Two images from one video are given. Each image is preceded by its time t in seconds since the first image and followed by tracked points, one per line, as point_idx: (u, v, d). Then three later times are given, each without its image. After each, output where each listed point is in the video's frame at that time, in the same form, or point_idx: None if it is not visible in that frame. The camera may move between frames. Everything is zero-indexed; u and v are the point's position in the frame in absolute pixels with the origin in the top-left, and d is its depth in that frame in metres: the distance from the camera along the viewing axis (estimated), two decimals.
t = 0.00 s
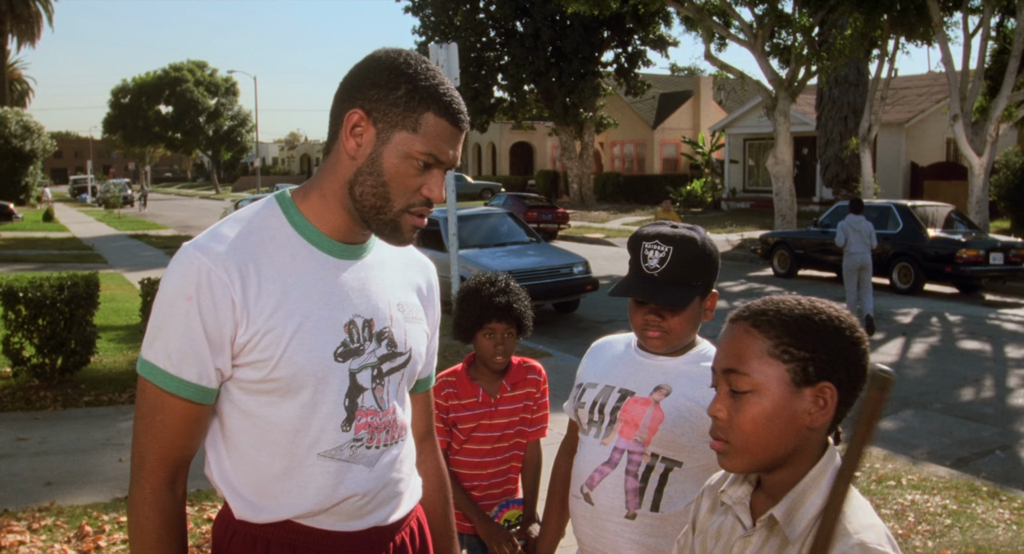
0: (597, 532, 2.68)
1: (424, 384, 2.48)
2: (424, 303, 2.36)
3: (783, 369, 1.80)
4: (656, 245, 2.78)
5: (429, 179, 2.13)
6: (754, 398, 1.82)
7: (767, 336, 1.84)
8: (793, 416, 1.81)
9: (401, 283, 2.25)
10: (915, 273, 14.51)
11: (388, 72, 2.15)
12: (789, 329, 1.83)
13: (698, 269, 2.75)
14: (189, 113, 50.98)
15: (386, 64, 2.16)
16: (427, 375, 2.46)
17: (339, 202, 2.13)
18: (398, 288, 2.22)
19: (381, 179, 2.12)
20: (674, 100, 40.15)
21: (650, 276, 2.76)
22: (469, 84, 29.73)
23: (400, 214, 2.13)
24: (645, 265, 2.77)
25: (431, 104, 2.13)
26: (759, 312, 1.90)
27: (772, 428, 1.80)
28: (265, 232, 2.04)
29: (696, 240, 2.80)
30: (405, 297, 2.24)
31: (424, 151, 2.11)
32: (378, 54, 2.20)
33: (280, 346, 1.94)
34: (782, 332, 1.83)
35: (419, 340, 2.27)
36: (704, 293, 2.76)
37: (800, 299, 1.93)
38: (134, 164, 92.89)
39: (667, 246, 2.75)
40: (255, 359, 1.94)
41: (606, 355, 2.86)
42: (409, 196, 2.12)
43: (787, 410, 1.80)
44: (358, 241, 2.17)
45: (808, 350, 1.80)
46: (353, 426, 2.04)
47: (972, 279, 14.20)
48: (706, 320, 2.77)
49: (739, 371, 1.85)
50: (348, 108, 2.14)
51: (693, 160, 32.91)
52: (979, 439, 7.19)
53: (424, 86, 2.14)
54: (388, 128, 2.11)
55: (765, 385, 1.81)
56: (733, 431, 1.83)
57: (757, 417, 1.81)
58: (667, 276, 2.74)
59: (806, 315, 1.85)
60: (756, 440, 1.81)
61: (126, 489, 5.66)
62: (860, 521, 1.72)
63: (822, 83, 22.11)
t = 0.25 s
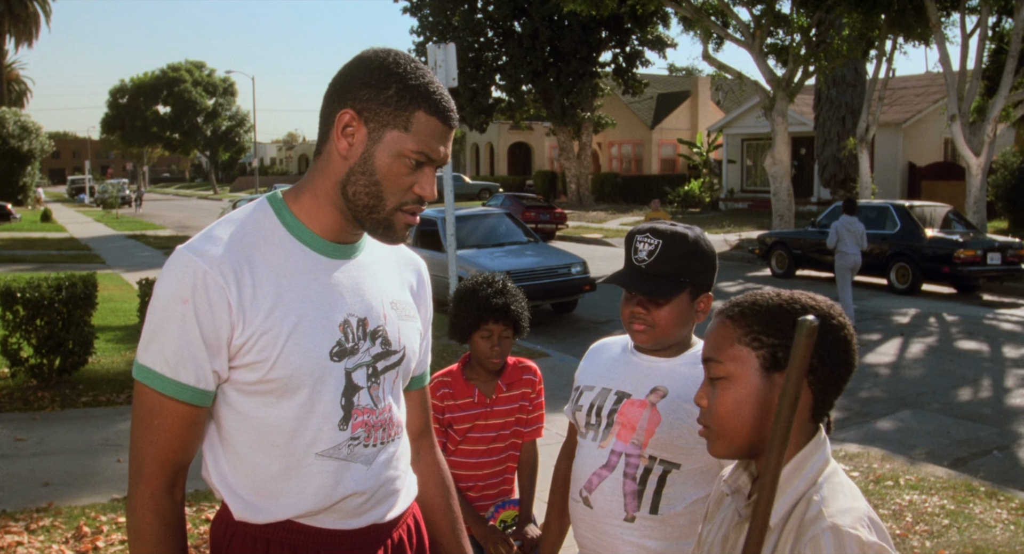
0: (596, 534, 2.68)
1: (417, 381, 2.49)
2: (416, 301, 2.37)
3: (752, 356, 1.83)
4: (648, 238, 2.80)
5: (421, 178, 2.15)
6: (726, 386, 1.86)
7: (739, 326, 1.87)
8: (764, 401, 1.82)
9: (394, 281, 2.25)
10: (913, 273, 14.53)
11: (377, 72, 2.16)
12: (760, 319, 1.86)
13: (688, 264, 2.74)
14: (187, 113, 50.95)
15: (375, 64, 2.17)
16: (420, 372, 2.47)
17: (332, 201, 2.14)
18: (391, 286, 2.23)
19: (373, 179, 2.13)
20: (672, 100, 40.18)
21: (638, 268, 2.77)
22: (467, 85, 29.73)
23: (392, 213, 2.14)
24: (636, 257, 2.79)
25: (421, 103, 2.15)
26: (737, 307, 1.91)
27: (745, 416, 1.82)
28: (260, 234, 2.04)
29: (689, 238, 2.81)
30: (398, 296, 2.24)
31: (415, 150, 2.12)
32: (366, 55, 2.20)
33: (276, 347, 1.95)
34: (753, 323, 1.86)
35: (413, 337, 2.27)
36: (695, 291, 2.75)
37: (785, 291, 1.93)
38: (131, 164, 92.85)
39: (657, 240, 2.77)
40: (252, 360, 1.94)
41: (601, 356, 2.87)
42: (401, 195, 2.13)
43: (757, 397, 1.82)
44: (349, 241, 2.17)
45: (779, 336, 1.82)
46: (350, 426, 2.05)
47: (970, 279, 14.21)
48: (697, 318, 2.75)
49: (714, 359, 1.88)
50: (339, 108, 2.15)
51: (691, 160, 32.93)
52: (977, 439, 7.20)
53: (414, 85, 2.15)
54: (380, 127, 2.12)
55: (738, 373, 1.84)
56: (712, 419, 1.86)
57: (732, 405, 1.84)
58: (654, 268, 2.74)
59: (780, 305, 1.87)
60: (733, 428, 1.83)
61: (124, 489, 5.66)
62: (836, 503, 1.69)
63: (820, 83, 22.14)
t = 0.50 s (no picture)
0: (599, 538, 2.69)
1: (414, 382, 2.49)
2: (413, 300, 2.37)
3: (739, 348, 1.96)
4: (653, 232, 2.76)
5: (417, 177, 2.15)
6: (716, 377, 1.99)
7: (728, 321, 2.00)
8: (749, 389, 1.95)
9: (390, 281, 2.25)
10: (911, 274, 14.54)
11: (373, 73, 2.16)
12: (748, 314, 1.98)
13: (690, 261, 2.70)
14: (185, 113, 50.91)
15: (372, 64, 2.17)
16: (417, 372, 2.45)
17: (328, 203, 2.14)
18: (387, 286, 2.23)
19: (369, 178, 2.13)
20: (671, 100, 40.16)
21: (641, 259, 2.72)
22: (465, 85, 29.69)
23: (389, 211, 2.14)
24: (639, 248, 2.75)
25: (416, 102, 2.15)
26: (731, 301, 2.04)
27: (733, 404, 1.96)
28: (257, 234, 2.04)
29: (695, 235, 2.77)
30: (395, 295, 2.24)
31: (411, 149, 2.13)
32: (364, 54, 2.20)
33: (272, 348, 1.94)
34: (739, 317, 1.99)
35: (410, 336, 2.26)
36: (695, 290, 2.71)
37: (772, 283, 2.07)
38: (129, 165, 92.74)
39: (661, 235, 2.74)
40: (248, 360, 1.94)
41: (598, 355, 2.86)
42: (397, 194, 2.13)
43: (744, 386, 1.96)
44: (346, 240, 2.17)
45: (761, 329, 1.95)
46: (346, 425, 2.05)
47: (968, 279, 14.21)
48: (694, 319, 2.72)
49: (704, 353, 2.02)
50: (335, 109, 2.15)
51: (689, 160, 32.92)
52: (976, 439, 7.21)
53: (410, 84, 2.15)
54: (377, 127, 2.12)
55: (725, 364, 1.98)
56: (703, 411, 2.01)
57: (721, 393, 1.98)
58: (656, 261, 2.70)
59: (766, 297, 2.00)
60: (724, 416, 1.97)
61: (123, 489, 5.65)
62: (813, 483, 1.81)
63: (818, 83, 22.13)
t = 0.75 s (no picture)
0: (596, 538, 2.69)
1: (410, 383, 2.49)
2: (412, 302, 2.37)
3: (739, 350, 1.98)
4: (656, 231, 2.75)
5: (420, 178, 2.16)
6: (719, 380, 2.01)
7: (728, 324, 2.02)
8: (749, 388, 1.97)
9: (390, 282, 2.25)
10: (910, 274, 14.54)
11: (377, 75, 2.16)
12: (748, 317, 2.00)
13: (692, 262, 2.69)
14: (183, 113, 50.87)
15: (374, 67, 2.17)
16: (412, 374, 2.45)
17: (329, 203, 2.14)
18: (386, 287, 2.23)
19: (372, 179, 2.13)
20: (669, 100, 40.15)
21: (643, 258, 2.71)
22: (464, 85, 29.66)
23: (392, 213, 2.15)
24: (642, 246, 2.74)
25: (420, 104, 2.15)
26: (733, 302, 2.06)
27: (734, 405, 1.98)
28: (259, 234, 2.04)
29: (698, 237, 2.76)
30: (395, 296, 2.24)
31: (413, 151, 2.13)
32: (366, 56, 2.20)
33: (272, 348, 1.94)
34: (740, 320, 2.01)
35: (408, 337, 2.27)
36: (695, 290, 2.71)
37: (773, 282, 2.09)
38: (128, 165, 92.67)
39: (665, 233, 2.73)
40: (250, 359, 1.94)
41: (597, 355, 2.85)
42: (400, 195, 2.14)
43: (745, 387, 1.98)
44: (347, 241, 2.17)
45: (760, 332, 1.97)
46: (346, 424, 2.05)
47: (967, 279, 14.22)
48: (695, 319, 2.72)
49: (707, 355, 2.04)
50: (340, 111, 2.15)
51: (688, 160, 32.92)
52: (975, 439, 7.22)
53: (414, 86, 2.15)
54: (380, 128, 2.12)
55: (727, 367, 2.00)
56: (708, 411, 2.03)
57: (723, 395, 2.00)
58: (659, 259, 2.69)
59: (766, 297, 2.01)
60: (726, 417, 1.99)
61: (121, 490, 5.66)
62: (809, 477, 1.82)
63: (817, 83, 22.13)
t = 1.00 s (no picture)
0: (593, 537, 2.69)
1: (407, 383, 2.49)
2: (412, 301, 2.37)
3: (743, 356, 1.98)
4: (657, 231, 2.76)
5: (429, 180, 2.18)
6: (725, 384, 2.01)
7: (732, 328, 2.01)
8: (754, 393, 1.97)
9: (392, 282, 2.26)
10: (910, 274, 14.54)
11: (382, 78, 2.16)
12: (752, 321, 1.99)
13: (693, 263, 2.70)
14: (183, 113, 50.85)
15: (379, 70, 2.17)
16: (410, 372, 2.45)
17: (335, 205, 2.14)
18: (387, 286, 2.23)
19: (387, 183, 2.15)
20: (669, 100, 40.16)
21: (644, 257, 2.71)
22: (463, 85, 29.65)
23: (402, 215, 2.16)
24: (643, 246, 2.74)
25: (426, 108, 2.16)
26: (736, 303, 2.05)
27: (740, 408, 1.98)
28: (262, 235, 2.04)
29: (697, 238, 2.77)
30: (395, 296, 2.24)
31: (420, 153, 2.14)
32: (369, 58, 2.20)
33: (277, 348, 1.94)
34: (744, 324, 2.00)
35: (408, 336, 2.27)
36: (695, 290, 2.72)
37: (778, 285, 2.07)
38: (127, 165, 92.63)
39: (666, 234, 2.73)
40: (253, 359, 1.94)
41: (595, 354, 2.85)
42: (411, 197, 2.16)
43: (750, 390, 1.97)
44: (350, 241, 2.18)
45: (765, 337, 1.96)
46: (349, 424, 2.05)
47: (966, 279, 14.22)
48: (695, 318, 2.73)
49: (713, 360, 2.04)
50: (346, 113, 2.15)
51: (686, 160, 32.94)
52: (974, 439, 7.22)
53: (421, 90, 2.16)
54: (387, 131, 2.13)
55: (732, 371, 2.00)
56: (716, 413, 2.03)
57: (730, 400, 2.00)
58: (660, 259, 2.69)
59: (770, 300, 2.00)
60: (734, 420, 2.00)
61: (121, 490, 5.66)
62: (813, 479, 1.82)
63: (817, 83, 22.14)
